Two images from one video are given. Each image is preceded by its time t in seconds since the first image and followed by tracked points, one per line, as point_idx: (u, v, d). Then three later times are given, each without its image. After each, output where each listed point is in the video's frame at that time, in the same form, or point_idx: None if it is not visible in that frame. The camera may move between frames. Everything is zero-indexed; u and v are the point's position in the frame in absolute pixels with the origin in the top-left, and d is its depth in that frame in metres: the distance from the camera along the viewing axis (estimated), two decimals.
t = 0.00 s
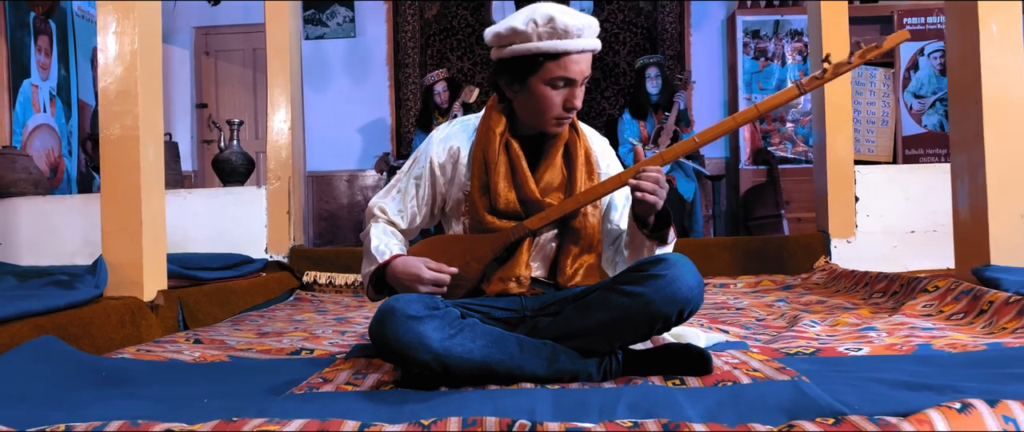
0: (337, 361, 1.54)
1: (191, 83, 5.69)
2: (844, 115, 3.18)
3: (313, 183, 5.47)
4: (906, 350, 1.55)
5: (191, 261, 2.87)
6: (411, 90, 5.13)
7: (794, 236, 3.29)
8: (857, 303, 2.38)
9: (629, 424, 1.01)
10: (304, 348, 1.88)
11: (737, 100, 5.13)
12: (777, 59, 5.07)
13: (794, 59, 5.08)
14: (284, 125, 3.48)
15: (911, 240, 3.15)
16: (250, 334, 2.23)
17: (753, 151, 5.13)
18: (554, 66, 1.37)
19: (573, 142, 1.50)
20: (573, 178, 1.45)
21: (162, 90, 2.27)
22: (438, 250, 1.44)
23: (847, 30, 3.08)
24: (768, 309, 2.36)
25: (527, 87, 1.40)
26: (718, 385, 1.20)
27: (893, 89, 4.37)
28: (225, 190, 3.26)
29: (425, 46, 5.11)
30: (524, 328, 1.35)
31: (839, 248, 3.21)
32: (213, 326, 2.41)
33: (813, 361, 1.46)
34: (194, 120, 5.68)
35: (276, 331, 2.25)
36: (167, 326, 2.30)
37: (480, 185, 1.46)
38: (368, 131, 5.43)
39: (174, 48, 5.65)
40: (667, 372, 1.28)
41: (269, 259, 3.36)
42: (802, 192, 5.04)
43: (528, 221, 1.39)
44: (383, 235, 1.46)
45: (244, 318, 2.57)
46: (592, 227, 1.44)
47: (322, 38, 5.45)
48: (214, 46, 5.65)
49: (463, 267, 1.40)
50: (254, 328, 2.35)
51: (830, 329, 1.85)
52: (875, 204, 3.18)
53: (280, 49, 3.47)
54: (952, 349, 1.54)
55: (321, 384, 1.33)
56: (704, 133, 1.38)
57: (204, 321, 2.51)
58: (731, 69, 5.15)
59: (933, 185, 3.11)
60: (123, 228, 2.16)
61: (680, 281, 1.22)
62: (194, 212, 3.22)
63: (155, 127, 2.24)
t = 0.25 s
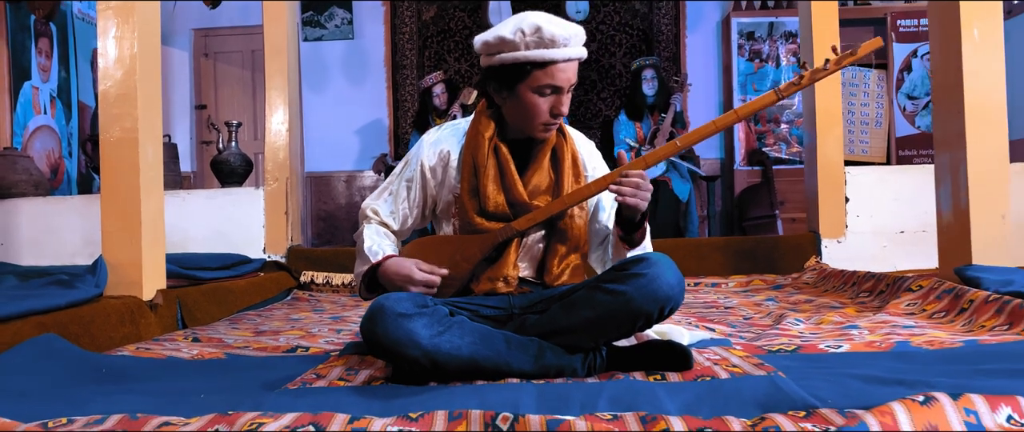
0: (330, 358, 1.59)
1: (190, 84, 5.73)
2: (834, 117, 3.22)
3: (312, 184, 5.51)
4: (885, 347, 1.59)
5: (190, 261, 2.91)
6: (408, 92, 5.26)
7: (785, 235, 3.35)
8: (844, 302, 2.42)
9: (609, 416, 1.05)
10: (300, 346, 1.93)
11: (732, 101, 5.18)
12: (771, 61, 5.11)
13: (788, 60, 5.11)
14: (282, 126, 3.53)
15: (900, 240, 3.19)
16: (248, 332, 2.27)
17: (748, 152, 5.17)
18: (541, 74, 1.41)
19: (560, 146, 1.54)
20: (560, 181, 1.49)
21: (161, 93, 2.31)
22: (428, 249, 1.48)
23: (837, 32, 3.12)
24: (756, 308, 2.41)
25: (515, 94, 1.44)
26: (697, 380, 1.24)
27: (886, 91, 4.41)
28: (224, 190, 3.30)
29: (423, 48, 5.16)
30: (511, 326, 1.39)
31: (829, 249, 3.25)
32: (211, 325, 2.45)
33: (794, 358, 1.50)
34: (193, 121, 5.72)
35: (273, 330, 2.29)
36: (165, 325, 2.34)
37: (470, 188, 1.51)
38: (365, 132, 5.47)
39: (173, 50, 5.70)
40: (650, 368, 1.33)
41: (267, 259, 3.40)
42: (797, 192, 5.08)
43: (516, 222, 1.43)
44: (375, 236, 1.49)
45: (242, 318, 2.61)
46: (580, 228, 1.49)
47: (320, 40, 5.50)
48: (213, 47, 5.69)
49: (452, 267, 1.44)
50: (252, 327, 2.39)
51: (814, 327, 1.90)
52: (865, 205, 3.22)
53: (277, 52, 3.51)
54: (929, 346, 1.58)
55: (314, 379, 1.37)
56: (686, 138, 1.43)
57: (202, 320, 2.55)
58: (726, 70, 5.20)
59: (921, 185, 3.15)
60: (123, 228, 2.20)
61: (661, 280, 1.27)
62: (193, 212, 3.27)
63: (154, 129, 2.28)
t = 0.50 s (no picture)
0: (327, 353, 1.63)
1: (190, 86, 5.78)
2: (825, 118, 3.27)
3: (311, 184, 5.55)
4: (865, 343, 1.63)
5: (190, 261, 2.96)
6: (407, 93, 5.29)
7: (778, 236, 3.38)
8: (832, 301, 2.47)
9: (591, 407, 1.10)
10: (297, 343, 1.97)
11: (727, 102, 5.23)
12: (766, 63, 5.15)
13: (783, 62, 5.16)
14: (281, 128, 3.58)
15: (891, 240, 3.22)
16: (246, 330, 2.32)
17: (743, 153, 5.22)
18: (531, 81, 1.46)
19: (550, 149, 1.59)
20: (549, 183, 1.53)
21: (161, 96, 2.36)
22: (421, 247, 1.52)
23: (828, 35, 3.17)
24: (746, 306, 2.45)
25: (506, 100, 1.49)
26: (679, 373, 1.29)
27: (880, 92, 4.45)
28: (224, 191, 3.34)
29: (420, 50, 5.23)
30: (501, 322, 1.43)
31: (820, 248, 3.30)
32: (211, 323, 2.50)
33: (776, 353, 1.55)
34: (193, 122, 5.77)
35: (271, 328, 2.34)
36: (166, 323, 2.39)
37: (462, 189, 1.55)
38: (364, 133, 5.51)
39: (173, 52, 5.74)
40: (635, 362, 1.38)
41: (266, 258, 3.44)
42: (791, 193, 5.13)
43: (506, 222, 1.47)
44: (371, 235, 1.54)
45: (241, 316, 2.65)
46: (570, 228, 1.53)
47: (319, 42, 5.54)
48: (213, 49, 5.74)
49: (446, 265, 1.49)
50: (250, 325, 2.43)
51: (799, 324, 1.94)
52: (856, 206, 3.26)
53: (277, 54, 3.55)
54: (908, 342, 1.62)
55: (310, 373, 1.42)
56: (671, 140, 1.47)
57: (202, 318, 2.60)
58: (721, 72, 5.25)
59: (912, 185, 3.17)
60: (124, 228, 2.24)
61: (644, 278, 1.32)
62: (193, 212, 3.31)
63: (155, 131, 2.32)
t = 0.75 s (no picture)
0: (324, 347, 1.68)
1: (191, 85, 5.83)
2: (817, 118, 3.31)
3: (311, 183, 5.60)
4: (848, 338, 1.68)
5: (193, 259, 3.01)
6: (406, 93, 5.33)
7: (770, 234, 3.41)
8: (821, 298, 2.51)
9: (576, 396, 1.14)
10: (296, 338, 2.02)
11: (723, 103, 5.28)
12: (762, 63, 5.20)
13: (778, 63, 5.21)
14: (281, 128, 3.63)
15: (882, 239, 3.27)
16: (246, 326, 2.36)
17: (738, 153, 5.26)
18: (523, 83, 1.50)
19: (542, 148, 1.63)
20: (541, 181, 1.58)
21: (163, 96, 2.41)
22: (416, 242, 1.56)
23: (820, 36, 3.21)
24: (736, 303, 2.50)
25: (499, 101, 1.53)
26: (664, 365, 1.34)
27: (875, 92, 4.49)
28: (225, 190, 3.39)
29: (419, 50, 5.27)
30: (493, 315, 1.48)
31: (812, 247, 3.36)
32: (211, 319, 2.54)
33: (761, 347, 1.59)
34: (193, 121, 5.82)
35: (270, 323, 2.39)
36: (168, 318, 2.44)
37: (457, 187, 1.59)
38: (363, 133, 5.56)
39: (174, 52, 5.80)
40: (621, 354, 1.43)
41: (265, 256, 3.49)
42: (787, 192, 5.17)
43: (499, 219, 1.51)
44: (367, 232, 1.58)
45: (241, 312, 2.70)
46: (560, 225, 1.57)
47: (319, 42, 5.59)
48: (214, 49, 5.79)
49: (439, 260, 1.53)
50: (250, 321, 2.48)
51: (786, 319, 1.99)
52: (848, 205, 3.31)
53: (277, 55, 3.60)
54: (890, 336, 1.67)
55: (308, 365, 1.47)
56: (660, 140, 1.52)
57: (203, 315, 2.64)
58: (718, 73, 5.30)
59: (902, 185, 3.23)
60: (127, 225, 2.29)
61: (631, 272, 1.36)
62: (193, 211, 3.36)
63: (156, 131, 2.37)
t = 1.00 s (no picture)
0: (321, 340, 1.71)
1: (191, 84, 5.86)
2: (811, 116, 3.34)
3: (311, 182, 5.63)
4: (836, 331, 1.71)
5: (192, 255, 3.04)
6: (404, 92, 5.38)
7: (766, 232, 3.43)
8: (813, 293, 2.55)
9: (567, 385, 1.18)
10: (295, 332, 2.05)
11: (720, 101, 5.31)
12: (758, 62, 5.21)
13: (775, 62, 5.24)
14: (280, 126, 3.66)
15: (876, 236, 3.31)
16: (246, 320, 2.40)
17: (735, 151, 5.29)
18: (516, 82, 1.54)
19: (535, 146, 1.67)
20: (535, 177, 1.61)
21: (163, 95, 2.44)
22: (412, 238, 1.60)
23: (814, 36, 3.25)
24: (729, 298, 2.53)
25: (493, 100, 1.57)
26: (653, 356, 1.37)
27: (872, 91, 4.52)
28: (225, 188, 3.44)
29: (418, 49, 5.31)
30: (487, 308, 1.52)
31: (807, 244, 3.39)
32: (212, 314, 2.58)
33: (750, 340, 1.63)
34: (193, 120, 5.85)
35: (270, 318, 2.42)
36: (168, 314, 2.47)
37: (452, 184, 1.62)
38: (362, 131, 5.59)
39: (174, 51, 5.83)
40: (611, 346, 1.47)
41: (265, 253, 3.52)
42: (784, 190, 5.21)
43: (494, 213, 1.54)
44: (365, 228, 1.62)
45: (241, 308, 2.73)
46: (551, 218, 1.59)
47: (319, 41, 5.62)
48: (214, 48, 5.82)
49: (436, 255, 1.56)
50: (250, 316, 2.52)
51: (776, 314, 2.02)
52: (841, 202, 3.34)
53: (276, 54, 3.63)
54: (877, 330, 1.70)
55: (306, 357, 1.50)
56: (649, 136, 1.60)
57: (203, 310, 2.68)
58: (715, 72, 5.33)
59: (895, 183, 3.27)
60: (128, 222, 2.32)
61: (621, 266, 1.39)
62: (194, 208, 3.40)
63: (157, 129, 2.40)
